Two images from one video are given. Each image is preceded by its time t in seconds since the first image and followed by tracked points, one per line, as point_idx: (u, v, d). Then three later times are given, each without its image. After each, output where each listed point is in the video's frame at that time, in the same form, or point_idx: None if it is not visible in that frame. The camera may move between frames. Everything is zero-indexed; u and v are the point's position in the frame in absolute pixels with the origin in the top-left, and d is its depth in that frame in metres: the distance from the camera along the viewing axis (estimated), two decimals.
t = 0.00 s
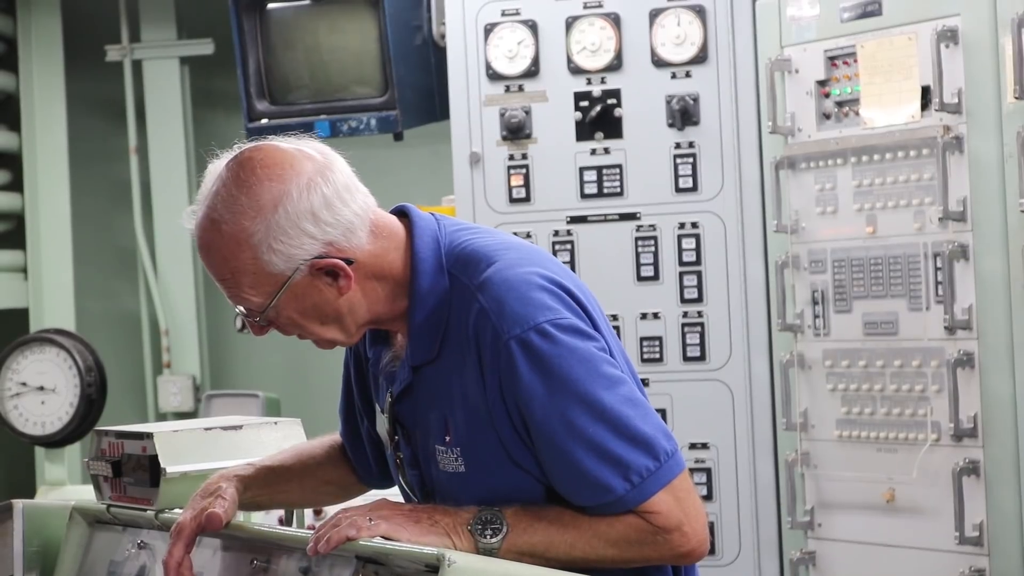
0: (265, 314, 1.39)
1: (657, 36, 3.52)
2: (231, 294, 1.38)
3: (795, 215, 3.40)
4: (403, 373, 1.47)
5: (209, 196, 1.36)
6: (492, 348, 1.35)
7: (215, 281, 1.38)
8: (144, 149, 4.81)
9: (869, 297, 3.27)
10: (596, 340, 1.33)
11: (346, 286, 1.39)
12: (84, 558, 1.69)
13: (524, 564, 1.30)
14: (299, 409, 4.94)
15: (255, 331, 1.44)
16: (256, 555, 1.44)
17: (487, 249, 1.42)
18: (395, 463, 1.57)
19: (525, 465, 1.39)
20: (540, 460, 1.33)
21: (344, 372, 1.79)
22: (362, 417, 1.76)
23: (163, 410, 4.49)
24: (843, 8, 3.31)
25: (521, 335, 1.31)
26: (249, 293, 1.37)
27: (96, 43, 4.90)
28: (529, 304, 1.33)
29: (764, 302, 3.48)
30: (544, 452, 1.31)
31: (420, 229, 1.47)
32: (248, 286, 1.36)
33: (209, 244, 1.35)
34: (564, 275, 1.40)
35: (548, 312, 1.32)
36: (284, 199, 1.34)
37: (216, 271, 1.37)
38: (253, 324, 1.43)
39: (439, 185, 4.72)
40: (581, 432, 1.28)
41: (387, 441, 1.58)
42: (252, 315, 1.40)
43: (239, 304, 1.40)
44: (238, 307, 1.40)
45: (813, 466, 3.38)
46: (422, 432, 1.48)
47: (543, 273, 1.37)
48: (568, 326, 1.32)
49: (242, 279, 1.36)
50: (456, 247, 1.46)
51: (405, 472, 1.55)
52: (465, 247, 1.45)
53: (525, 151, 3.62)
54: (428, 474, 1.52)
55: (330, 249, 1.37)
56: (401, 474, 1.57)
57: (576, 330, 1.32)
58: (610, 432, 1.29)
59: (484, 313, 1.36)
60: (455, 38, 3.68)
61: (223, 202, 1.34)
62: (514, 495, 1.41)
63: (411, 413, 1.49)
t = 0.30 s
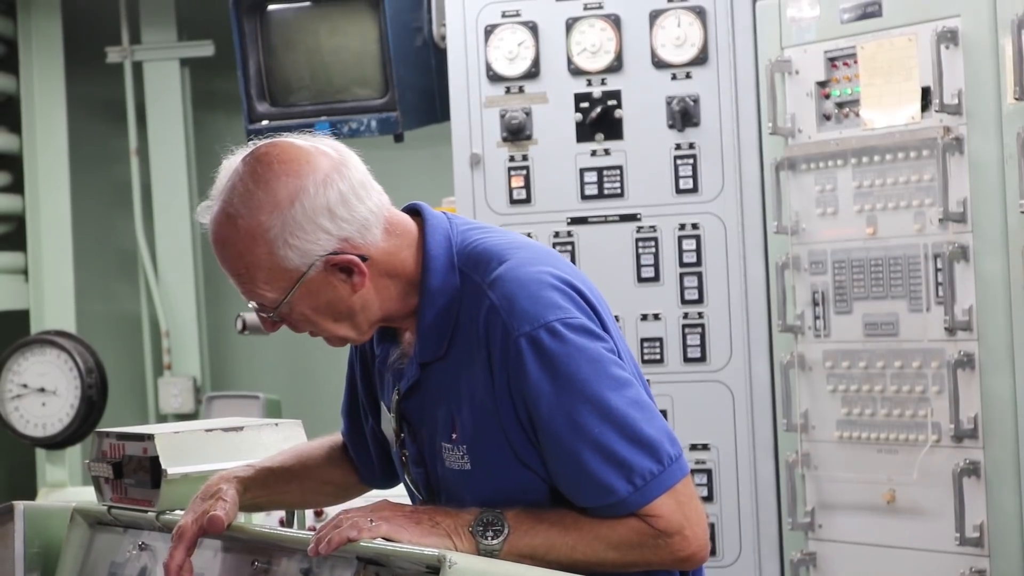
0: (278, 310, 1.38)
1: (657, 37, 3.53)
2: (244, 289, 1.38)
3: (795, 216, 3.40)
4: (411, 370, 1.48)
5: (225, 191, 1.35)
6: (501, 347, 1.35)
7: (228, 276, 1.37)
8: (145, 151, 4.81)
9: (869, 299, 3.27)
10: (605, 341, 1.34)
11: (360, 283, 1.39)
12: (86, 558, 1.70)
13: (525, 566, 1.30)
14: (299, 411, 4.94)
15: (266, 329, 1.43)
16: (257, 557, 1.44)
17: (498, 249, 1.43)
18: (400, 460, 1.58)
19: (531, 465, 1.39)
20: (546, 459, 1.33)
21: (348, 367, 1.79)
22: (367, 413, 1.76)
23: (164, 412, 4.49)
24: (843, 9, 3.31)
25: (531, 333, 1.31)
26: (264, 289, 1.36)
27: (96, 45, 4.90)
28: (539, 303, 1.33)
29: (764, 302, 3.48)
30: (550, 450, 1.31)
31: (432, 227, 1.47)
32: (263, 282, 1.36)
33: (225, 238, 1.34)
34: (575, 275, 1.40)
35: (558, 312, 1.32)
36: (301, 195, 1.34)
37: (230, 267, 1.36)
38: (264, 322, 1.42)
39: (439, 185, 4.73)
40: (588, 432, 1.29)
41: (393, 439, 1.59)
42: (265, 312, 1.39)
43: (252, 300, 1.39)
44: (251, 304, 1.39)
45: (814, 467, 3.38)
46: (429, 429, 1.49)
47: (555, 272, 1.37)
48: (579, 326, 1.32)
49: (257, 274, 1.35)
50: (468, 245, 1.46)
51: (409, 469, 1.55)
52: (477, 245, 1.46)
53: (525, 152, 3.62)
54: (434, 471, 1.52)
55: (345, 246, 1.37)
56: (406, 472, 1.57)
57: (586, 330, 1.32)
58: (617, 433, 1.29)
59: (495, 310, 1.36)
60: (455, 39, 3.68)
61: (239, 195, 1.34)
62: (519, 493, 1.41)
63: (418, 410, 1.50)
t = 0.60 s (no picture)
0: (310, 270, 1.34)
1: (659, 38, 3.53)
2: (276, 250, 1.34)
3: (797, 217, 3.41)
4: (431, 357, 1.48)
5: (268, 146, 1.35)
6: (523, 333, 1.36)
7: (261, 235, 1.34)
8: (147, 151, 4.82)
9: (871, 299, 3.27)
10: (626, 335, 1.34)
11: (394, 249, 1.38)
12: (88, 559, 1.70)
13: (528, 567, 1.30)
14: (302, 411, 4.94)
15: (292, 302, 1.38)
16: (259, 557, 1.44)
17: (524, 239, 1.43)
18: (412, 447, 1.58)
19: (543, 456, 1.39)
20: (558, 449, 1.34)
21: (363, 358, 1.80)
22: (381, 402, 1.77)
23: (165, 413, 4.49)
24: (845, 10, 3.31)
25: (555, 320, 1.32)
26: (300, 246, 1.33)
27: (98, 46, 4.90)
28: (564, 293, 1.34)
29: (766, 303, 3.48)
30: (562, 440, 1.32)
31: (460, 213, 1.48)
32: (300, 237, 1.32)
33: (265, 190, 1.32)
34: (601, 269, 1.41)
35: (582, 302, 1.33)
36: (346, 150, 1.34)
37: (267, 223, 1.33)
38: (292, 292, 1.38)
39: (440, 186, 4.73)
40: (603, 424, 1.29)
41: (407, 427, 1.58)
42: (294, 274, 1.35)
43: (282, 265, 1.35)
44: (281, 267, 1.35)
45: (816, 468, 3.38)
46: (444, 416, 1.49)
47: (581, 264, 1.38)
48: (602, 317, 1.33)
49: (293, 229, 1.32)
50: (495, 234, 1.47)
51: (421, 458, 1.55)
52: (503, 235, 1.46)
53: (527, 153, 3.62)
54: (448, 460, 1.51)
55: (383, 207, 1.36)
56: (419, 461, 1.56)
57: (608, 321, 1.33)
58: (631, 426, 1.30)
59: (519, 297, 1.37)
60: (457, 39, 3.68)
61: (284, 148, 1.33)
62: (529, 486, 1.41)
63: (434, 396, 1.50)
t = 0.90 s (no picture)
0: (386, 198, 1.33)
1: (662, 39, 3.52)
2: (352, 172, 1.34)
3: (800, 217, 3.41)
4: (463, 330, 1.49)
5: (354, 78, 1.38)
6: (562, 308, 1.39)
7: (339, 160, 1.34)
8: (150, 152, 4.82)
9: (874, 301, 3.27)
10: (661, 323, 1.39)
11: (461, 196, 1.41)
12: (91, 559, 1.70)
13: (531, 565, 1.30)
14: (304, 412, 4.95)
15: (357, 231, 1.35)
16: (263, 557, 1.44)
17: (567, 222, 1.48)
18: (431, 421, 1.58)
19: (567, 435, 1.43)
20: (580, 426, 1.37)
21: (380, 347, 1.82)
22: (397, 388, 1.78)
23: (168, 414, 4.49)
24: (848, 11, 3.31)
25: (596, 298, 1.37)
26: (381, 167, 1.33)
27: (101, 46, 4.90)
28: (605, 274, 1.38)
29: (769, 303, 3.48)
30: (587, 416, 1.35)
31: (507, 192, 1.52)
32: (381, 161, 1.33)
33: (352, 110, 1.34)
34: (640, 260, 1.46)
35: (623, 285, 1.38)
36: (432, 89, 1.39)
37: (349, 142, 1.34)
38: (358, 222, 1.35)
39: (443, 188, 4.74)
40: (629, 404, 1.34)
41: (429, 403, 1.58)
42: (368, 202, 1.34)
43: (355, 190, 1.34)
44: (355, 190, 1.34)
45: (819, 469, 3.38)
46: (471, 389, 1.50)
47: (625, 251, 1.43)
48: (642, 302, 1.38)
49: (377, 152, 1.33)
50: (539, 217, 1.51)
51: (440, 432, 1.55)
52: (548, 218, 1.51)
53: (530, 154, 3.62)
54: (473, 437, 1.50)
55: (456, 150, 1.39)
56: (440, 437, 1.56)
57: (645, 307, 1.38)
58: (656, 410, 1.34)
59: (562, 272, 1.41)
60: (460, 40, 3.68)
61: (374, 78, 1.37)
62: (546, 466, 1.44)
63: (462, 369, 1.51)
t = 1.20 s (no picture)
0: (465, 145, 1.37)
1: (666, 40, 3.53)
2: (433, 116, 1.37)
3: (804, 218, 3.41)
4: (502, 305, 1.50)
5: (437, 37, 1.43)
6: (604, 286, 1.42)
7: (421, 105, 1.38)
8: (154, 153, 4.83)
9: (878, 301, 3.27)
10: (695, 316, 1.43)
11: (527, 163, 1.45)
12: (97, 558, 1.71)
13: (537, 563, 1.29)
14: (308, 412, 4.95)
15: (432, 173, 1.37)
16: (266, 559, 1.42)
17: (612, 213, 1.52)
18: (453, 396, 1.58)
19: (594, 416, 1.44)
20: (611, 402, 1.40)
21: (402, 338, 1.85)
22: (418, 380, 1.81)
23: (172, 415, 4.50)
24: (852, 12, 3.32)
25: (643, 281, 1.40)
26: (462, 116, 1.37)
27: (105, 48, 4.91)
28: (650, 260, 1.42)
29: (773, 304, 3.48)
30: (621, 392, 1.38)
31: (552, 181, 1.56)
32: (463, 110, 1.37)
33: (438, 60, 1.38)
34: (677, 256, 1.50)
35: (666, 273, 1.42)
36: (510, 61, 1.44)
37: (432, 88, 1.38)
38: (433, 164, 1.37)
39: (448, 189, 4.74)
40: (663, 384, 1.37)
41: (454, 380, 1.58)
42: (446, 148, 1.37)
43: (435, 136, 1.37)
44: (435, 132, 1.37)
45: (823, 470, 3.37)
46: (502, 362, 1.50)
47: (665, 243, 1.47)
48: (681, 292, 1.42)
49: (459, 100, 1.37)
50: (582, 209, 1.55)
51: (463, 408, 1.55)
52: (591, 211, 1.54)
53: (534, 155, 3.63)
54: (497, 412, 1.50)
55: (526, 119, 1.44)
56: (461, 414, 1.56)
57: (684, 297, 1.42)
58: (686, 395, 1.38)
59: (608, 255, 1.44)
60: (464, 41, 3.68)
61: (459, 37, 1.42)
62: (566, 449, 1.45)
63: (495, 343, 1.52)
